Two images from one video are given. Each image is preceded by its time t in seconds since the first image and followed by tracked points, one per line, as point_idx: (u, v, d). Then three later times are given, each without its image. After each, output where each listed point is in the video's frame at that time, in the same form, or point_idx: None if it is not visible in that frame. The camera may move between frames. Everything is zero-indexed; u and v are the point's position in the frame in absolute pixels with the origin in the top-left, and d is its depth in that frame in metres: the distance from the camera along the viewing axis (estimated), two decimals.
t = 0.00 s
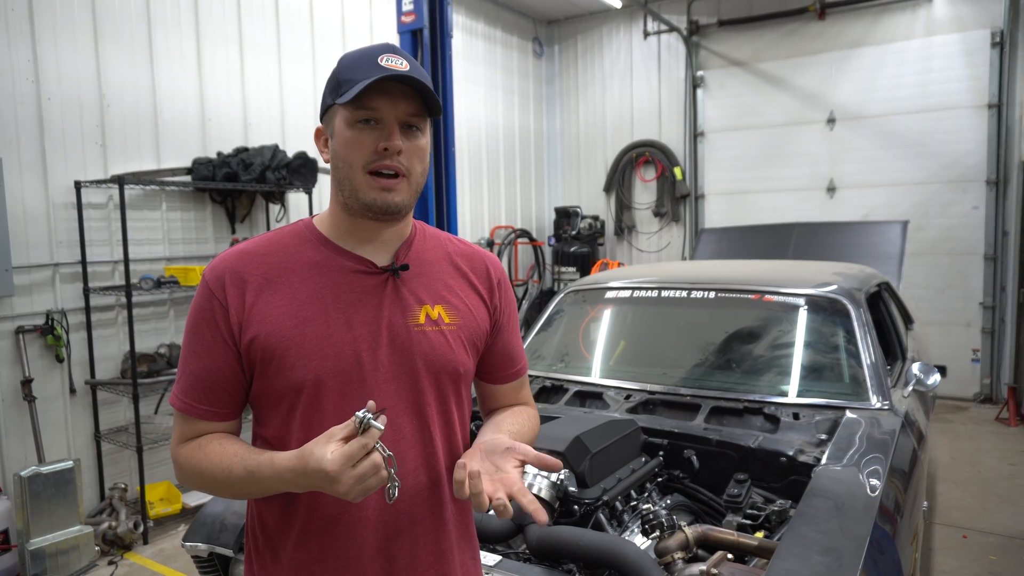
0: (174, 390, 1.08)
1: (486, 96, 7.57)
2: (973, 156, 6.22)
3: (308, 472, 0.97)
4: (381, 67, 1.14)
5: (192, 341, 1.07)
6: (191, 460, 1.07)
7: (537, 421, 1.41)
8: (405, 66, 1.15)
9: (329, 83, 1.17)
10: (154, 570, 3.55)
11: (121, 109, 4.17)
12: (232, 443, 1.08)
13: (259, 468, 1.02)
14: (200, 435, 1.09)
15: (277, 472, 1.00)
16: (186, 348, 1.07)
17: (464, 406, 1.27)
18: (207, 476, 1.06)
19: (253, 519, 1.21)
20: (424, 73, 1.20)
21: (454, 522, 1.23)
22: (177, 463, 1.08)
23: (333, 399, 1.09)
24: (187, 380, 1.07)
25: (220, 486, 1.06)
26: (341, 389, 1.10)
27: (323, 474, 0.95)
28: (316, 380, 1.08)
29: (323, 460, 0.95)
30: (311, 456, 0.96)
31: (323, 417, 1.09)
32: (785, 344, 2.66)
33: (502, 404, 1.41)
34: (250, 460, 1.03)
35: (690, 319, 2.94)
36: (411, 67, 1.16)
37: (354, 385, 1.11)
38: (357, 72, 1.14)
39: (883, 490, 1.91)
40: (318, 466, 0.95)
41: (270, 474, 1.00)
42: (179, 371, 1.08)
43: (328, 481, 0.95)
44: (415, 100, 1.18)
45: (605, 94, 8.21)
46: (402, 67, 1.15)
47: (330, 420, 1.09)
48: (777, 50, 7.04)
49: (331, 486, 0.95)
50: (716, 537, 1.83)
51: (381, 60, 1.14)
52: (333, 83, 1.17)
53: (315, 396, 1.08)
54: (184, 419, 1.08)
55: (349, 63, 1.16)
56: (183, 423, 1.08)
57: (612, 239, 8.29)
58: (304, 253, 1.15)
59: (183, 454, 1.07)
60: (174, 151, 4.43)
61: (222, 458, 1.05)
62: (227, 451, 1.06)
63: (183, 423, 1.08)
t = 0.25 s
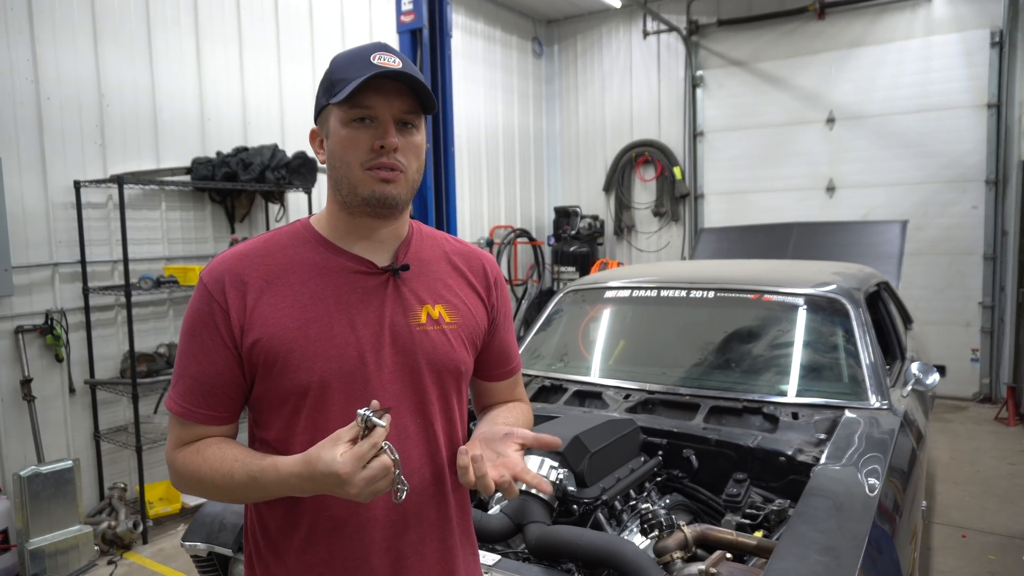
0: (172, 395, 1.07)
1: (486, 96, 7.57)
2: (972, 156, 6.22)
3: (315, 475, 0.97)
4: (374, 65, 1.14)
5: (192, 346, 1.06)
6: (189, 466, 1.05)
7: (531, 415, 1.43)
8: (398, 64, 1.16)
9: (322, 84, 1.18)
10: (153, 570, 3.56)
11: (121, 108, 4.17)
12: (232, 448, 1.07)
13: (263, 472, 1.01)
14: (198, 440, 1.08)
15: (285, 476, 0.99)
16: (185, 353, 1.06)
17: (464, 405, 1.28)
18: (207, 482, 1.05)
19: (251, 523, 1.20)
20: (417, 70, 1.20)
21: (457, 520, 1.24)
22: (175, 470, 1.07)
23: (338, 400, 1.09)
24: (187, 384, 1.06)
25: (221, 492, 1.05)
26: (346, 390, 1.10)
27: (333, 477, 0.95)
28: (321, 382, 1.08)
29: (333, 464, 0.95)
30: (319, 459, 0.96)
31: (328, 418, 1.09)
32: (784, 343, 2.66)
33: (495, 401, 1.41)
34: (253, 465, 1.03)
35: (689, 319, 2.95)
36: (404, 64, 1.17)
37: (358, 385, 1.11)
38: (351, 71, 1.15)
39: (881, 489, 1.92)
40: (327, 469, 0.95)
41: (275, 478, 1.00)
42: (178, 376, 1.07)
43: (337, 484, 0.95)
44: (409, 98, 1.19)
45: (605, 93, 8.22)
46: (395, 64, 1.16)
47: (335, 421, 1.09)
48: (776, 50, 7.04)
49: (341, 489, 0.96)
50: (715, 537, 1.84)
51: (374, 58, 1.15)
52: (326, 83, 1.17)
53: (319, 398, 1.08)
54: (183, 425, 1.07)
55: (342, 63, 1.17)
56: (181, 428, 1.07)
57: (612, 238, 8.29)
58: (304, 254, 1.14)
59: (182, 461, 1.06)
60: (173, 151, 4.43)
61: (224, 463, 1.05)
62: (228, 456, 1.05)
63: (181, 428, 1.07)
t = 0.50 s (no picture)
0: (172, 398, 1.05)
1: (485, 96, 7.57)
2: (971, 156, 6.23)
3: (329, 473, 0.97)
4: (376, 67, 1.14)
5: (193, 348, 1.04)
6: (195, 469, 1.04)
7: (524, 415, 1.44)
8: (399, 67, 1.16)
9: (323, 84, 1.17)
10: (153, 570, 3.56)
11: (120, 108, 4.17)
12: (239, 450, 1.07)
13: (274, 473, 1.01)
14: (202, 444, 1.06)
15: (298, 476, 0.99)
16: (186, 355, 1.05)
17: (463, 405, 1.29)
18: (215, 485, 1.03)
19: (252, 527, 1.19)
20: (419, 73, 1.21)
21: (460, 519, 1.25)
22: (178, 475, 1.06)
23: (344, 401, 1.09)
24: (187, 387, 1.04)
25: (228, 495, 1.04)
26: (351, 389, 1.10)
27: (348, 475, 0.95)
28: (326, 382, 1.08)
29: (347, 462, 0.94)
30: (332, 457, 0.96)
31: (333, 418, 1.09)
32: (783, 343, 2.66)
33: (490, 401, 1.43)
34: (263, 466, 1.02)
35: (689, 319, 2.95)
36: (405, 67, 1.17)
37: (363, 385, 1.11)
38: (352, 72, 1.15)
39: (880, 489, 1.92)
40: (341, 467, 0.95)
41: (287, 477, 1.00)
42: (178, 379, 1.05)
43: (352, 483, 0.95)
44: (411, 100, 1.19)
45: (604, 93, 8.22)
46: (397, 67, 1.16)
47: (341, 421, 1.09)
48: (775, 50, 7.04)
49: (356, 487, 0.96)
50: (714, 537, 1.84)
51: (375, 61, 1.15)
52: (327, 84, 1.17)
53: (324, 398, 1.08)
54: (185, 429, 1.06)
55: (344, 65, 1.17)
56: (182, 432, 1.06)
57: (611, 238, 8.29)
58: (306, 254, 1.14)
59: (186, 464, 1.05)
60: (172, 150, 4.43)
61: (232, 465, 1.04)
62: (235, 458, 1.05)
63: (182, 432, 1.06)
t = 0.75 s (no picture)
0: (169, 396, 1.04)
1: (485, 96, 7.57)
2: (970, 156, 6.23)
3: (331, 472, 0.97)
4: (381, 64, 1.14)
5: (192, 347, 1.04)
6: (192, 468, 1.04)
7: (516, 414, 1.44)
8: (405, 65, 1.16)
9: (328, 81, 1.17)
10: (152, 569, 3.56)
11: (120, 107, 4.17)
12: (236, 449, 1.06)
13: (275, 471, 1.01)
14: (198, 442, 1.06)
15: (299, 475, 0.99)
16: (185, 353, 1.04)
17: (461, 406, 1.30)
18: (212, 485, 1.03)
19: (247, 527, 1.19)
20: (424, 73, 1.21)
21: (456, 519, 1.26)
22: (174, 474, 1.05)
23: (343, 401, 1.09)
24: (185, 385, 1.04)
25: (225, 494, 1.03)
26: (351, 389, 1.10)
27: (350, 474, 0.95)
28: (327, 382, 1.08)
29: (350, 461, 0.94)
30: (335, 456, 0.96)
31: (332, 418, 1.09)
32: (782, 343, 2.66)
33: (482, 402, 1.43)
34: (262, 464, 1.02)
35: (688, 318, 2.95)
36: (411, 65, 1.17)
37: (363, 385, 1.11)
38: (357, 69, 1.15)
39: (879, 488, 1.92)
40: (343, 466, 0.95)
41: (288, 476, 1.00)
42: (175, 378, 1.04)
43: (354, 482, 0.95)
44: (415, 98, 1.19)
45: (604, 93, 8.22)
46: (404, 66, 1.17)
47: (340, 421, 1.09)
48: (775, 50, 7.04)
49: (357, 486, 0.96)
50: (713, 536, 1.84)
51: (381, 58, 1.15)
52: (331, 80, 1.17)
53: (324, 398, 1.08)
54: (181, 427, 1.05)
55: (349, 61, 1.16)
56: (178, 431, 1.05)
57: (611, 238, 8.29)
58: (305, 253, 1.14)
59: (182, 463, 1.04)
60: (172, 150, 4.43)
61: (230, 464, 1.03)
62: (232, 456, 1.04)
63: (178, 431, 1.05)
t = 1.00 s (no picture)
0: (159, 393, 1.03)
1: (484, 95, 7.57)
2: (970, 156, 6.23)
3: (324, 471, 0.97)
4: (380, 60, 1.14)
5: (184, 344, 1.03)
6: (181, 467, 1.02)
7: (519, 418, 1.44)
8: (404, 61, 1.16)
9: (326, 77, 1.17)
10: (151, 569, 3.57)
11: (119, 107, 4.16)
12: (228, 449, 1.05)
13: (268, 470, 1.00)
14: (189, 441, 1.05)
15: (292, 473, 0.99)
16: (176, 350, 1.03)
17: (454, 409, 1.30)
18: (202, 484, 1.02)
19: (237, 527, 1.19)
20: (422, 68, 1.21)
21: (446, 523, 1.25)
22: (161, 473, 1.03)
23: (335, 401, 1.09)
24: (176, 382, 1.03)
25: (215, 494, 1.02)
26: (343, 390, 1.10)
27: (342, 472, 0.95)
28: (319, 382, 1.08)
29: (343, 458, 0.95)
30: (328, 454, 0.96)
31: (324, 419, 1.09)
32: (781, 342, 2.66)
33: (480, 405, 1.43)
34: (255, 463, 1.01)
35: (688, 318, 2.95)
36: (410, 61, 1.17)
37: (355, 386, 1.11)
38: (356, 65, 1.15)
39: (878, 488, 1.92)
40: (335, 464, 0.95)
41: (280, 475, 1.00)
42: (166, 375, 1.03)
43: (347, 480, 0.95)
44: (412, 96, 1.19)
45: (603, 93, 8.22)
46: (402, 61, 1.17)
47: (332, 422, 1.09)
48: (774, 49, 7.04)
49: (350, 485, 0.96)
50: (712, 535, 1.84)
51: (379, 54, 1.15)
52: (330, 76, 1.17)
53: (316, 398, 1.08)
54: (171, 426, 1.04)
55: (347, 57, 1.16)
56: (168, 430, 1.04)
57: (610, 238, 8.29)
58: (299, 251, 1.14)
59: (172, 463, 1.03)
60: (171, 149, 4.43)
61: (222, 463, 1.03)
62: (224, 455, 1.04)
63: (168, 429, 1.04)
